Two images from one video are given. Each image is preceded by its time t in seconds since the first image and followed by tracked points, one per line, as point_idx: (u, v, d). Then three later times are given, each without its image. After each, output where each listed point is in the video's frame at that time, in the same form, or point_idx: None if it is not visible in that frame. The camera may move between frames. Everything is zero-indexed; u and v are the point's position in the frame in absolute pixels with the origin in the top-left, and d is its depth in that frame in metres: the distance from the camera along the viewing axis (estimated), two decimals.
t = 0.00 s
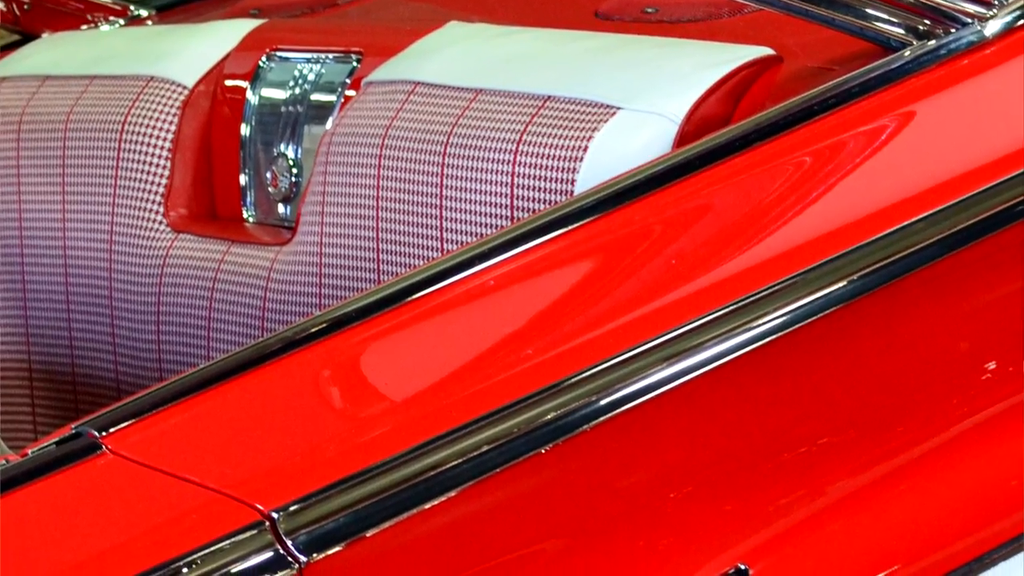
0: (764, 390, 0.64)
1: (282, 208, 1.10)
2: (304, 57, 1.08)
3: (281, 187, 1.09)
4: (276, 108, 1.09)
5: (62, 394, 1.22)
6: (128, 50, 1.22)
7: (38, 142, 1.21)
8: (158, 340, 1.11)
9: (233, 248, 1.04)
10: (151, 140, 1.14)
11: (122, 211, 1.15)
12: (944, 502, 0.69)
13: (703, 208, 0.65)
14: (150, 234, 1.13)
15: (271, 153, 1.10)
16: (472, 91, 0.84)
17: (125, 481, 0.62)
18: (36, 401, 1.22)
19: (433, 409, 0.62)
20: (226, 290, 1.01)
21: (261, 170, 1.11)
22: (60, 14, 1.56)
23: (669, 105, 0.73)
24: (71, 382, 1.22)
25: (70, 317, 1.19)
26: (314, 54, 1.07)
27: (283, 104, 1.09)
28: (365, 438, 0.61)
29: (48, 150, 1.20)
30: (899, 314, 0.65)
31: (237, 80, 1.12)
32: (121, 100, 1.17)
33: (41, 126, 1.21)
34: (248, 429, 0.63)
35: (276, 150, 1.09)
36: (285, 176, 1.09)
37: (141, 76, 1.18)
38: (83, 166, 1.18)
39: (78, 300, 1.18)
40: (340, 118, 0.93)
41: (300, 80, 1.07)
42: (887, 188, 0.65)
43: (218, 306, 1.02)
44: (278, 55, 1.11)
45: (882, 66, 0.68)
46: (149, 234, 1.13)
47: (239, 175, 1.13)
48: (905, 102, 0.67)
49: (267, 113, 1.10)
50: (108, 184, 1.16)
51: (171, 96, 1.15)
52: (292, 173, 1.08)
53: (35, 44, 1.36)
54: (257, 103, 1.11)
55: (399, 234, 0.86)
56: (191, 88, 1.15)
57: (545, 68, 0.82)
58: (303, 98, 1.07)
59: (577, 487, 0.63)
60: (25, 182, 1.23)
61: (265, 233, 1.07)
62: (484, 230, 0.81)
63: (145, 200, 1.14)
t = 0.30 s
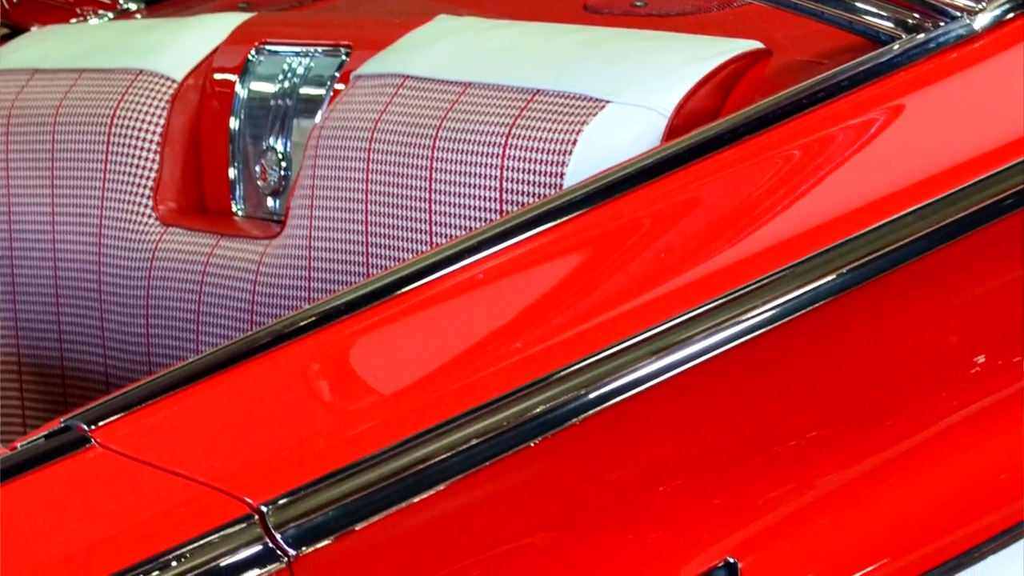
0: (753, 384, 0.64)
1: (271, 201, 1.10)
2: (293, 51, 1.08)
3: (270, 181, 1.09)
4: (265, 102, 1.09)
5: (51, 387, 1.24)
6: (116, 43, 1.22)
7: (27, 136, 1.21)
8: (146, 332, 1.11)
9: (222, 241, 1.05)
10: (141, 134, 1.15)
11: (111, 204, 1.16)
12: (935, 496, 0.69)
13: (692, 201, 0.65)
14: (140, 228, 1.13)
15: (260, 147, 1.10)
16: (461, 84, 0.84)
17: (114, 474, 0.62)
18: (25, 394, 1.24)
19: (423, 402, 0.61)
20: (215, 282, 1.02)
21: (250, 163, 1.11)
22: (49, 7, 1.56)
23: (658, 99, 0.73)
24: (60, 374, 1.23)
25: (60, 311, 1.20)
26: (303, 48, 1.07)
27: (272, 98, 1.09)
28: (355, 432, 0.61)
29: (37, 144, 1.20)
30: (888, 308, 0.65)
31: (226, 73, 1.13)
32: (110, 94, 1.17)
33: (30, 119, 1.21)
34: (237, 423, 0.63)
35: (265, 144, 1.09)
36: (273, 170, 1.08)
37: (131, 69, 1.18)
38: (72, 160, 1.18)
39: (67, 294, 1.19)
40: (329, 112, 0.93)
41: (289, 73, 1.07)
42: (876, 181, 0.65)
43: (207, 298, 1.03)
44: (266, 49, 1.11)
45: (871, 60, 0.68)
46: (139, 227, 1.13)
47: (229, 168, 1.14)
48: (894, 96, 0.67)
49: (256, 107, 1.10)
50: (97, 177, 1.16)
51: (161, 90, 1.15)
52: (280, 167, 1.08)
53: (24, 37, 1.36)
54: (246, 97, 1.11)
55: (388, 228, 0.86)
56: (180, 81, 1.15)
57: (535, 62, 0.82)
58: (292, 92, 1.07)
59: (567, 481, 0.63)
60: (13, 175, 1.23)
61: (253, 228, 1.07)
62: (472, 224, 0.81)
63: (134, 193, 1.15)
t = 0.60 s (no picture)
0: (741, 377, 0.64)
1: (260, 194, 1.10)
2: (282, 45, 1.08)
3: (259, 175, 1.09)
4: (253, 96, 1.09)
5: (40, 381, 1.23)
6: (105, 37, 1.23)
7: (17, 129, 1.22)
8: (135, 324, 1.11)
9: (211, 236, 1.05)
10: (130, 127, 1.15)
11: (100, 198, 1.16)
12: (924, 489, 0.69)
13: (681, 194, 0.65)
14: (129, 223, 1.13)
15: (249, 140, 1.10)
16: (450, 78, 0.84)
17: (103, 467, 0.62)
18: (15, 389, 1.25)
19: (412, 396, 0.61)
20: (204, 277, 1.03)
21: (238, 157, 1.11)
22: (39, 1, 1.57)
23: (647, 93, 0.73)
24: (49, 369, 1.23)
25: (49, 305, 1.20)
26: (291, 42, 1.07)
27: (261, 92, 1.09)
28: (344, 425, 0.60)
29: (25, 138, 1.21)
30: (877, 301, 0.65)
31: (215, 67, 1.13)
32: (99, 87, 1.17)
33: (20, 113, 1.22)
34: (226, 417, 0.63)
35: (254, 138, 1.09)
36: (263, 164, 1.09)
37: (119, 62, 1.18)
38: (60, 154, 1.18)
39: (56, 287, 1.19)
40: (319, 105, 0.93)
41: (278, 67, 1.08)
42: (865, 175, 0.65)
43: (195, 292, 1.03)
44: (255, 42, 1.12)
45: (860, 53, 0.69)
46: (128, 223, 1.13)
47: (217, 162, 1.14)
48: (883, 90, 0.67)
49: (245, 100, 1.11)
50: (85, 171, 1.16)
51: (150, 83, 1.15)
52: (269, 161, 1.08)
53: (14, 32, 1.36)
54: (235, 90, 1.12)
55: (377, 221, 0.86)
56: (168, 75, 1.15)
57: (523, 55, 0.82)
58: (281, 86, 1.07)
59: (556, 474, 0.63)
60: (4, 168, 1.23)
61: (242, 221, 1.08)
62: (461, 217, 0.81)
63: (123, 186, 1.15)
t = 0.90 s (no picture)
0: (730, 371, 0.64)
1: (249, 187, 1.12)
2: (271, 38, 1.09)
3: (248, 168, 1.11)
4: (242, 89, 1.11)
5: (28, 374, 1.23)
6: (94, 30, 1.23)
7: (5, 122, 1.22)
8: (124, 312, 1.12)
9: (200, 228, 1.06)
10: (119, 120, 1.16)
11: (89, 190, 1.16)
12: (914, 482, 0.69)
13: (670, 188, 0.65)
14: (118, 215, 1.14)
15: (238, 134, 1.12)
16: (440, 71, 0.84)
17: (92, 461, 0.62)
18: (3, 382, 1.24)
19: (401, 389, 0.61)
20: (193, 269, 1.03)
21: (228, 151, 1.14)
22: None
23: (636, 86, 0.73)
24: (37, 361, 1.23)
25: (38, 297, 1.20)
26: (280, 35, 1.09)
27: (249, 85, 1.11)
28: (333, 419, 0.60)
29: (14, 131, 1.21)
30: (867, 295, 0.65)
31: (204, 60, 1.15)
32: (88, 81, 1.17)
33: (8, 107, 1.22)
34: (215, 411, 0.63)
35: (243, 131, 1.11)
36: (251, 157, 1.11)
37: (108, 56, 1.19)
38: (50, 146, 1.18)
39: (44, 280, 1.19)
40: (308, 98, 0.93)
41: (267, 60, 1.09)
42: (854, 168, 0.64)
43: (185, 285, 1.04)
44: (244, 36, 1.13)
45: (849, 47, 0.69)
46: (117, 214, 1.14)
47: (207, 155, 1.16)
48: (873, 83, 0.67)
49: (234, 94, 1.12)
50: (74, 163, 1.16)
51: (138, 76, 1.16)
52: (258, 154, 1.10)
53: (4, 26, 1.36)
54: (224, 84, 1.13)
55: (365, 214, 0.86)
56: (158, 68, 1.16)
57: (512, 48, 0.82)
58: (270, 78, 1.09)
59: (545, 468, 0.63)
60: None
61: (231, 214, 1.09)
62: (449, 210, 0.81)
63: (112, 179, 1.16)
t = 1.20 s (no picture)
0: (720, 364, 0.64)
1: (238, 181, 1.12)
2: (260, 31, 1.10)
3: (237, 161, 1.11)
4: (231, 83, 1.12)
5: (16, 370, 1.22)
6: (83, 24, 1.23)
7: None
8: (114, 309, 1.11)
9: (189, 222, 1.06)
10: (108, 114, 1.16)
11: (78, 183, 1.16)
12: (904, 476, 0.69)
13: (659, 181, 0.65)
14: (107, 208, 1.14)
15: (227, 127, 1.12)
16: (429, 65, 0.85)
17: (81, 454, 0.62)
18: None
19: (390, 382, 0.61)
20: (182, 263, 1.03)
21: (216, 144, 1.13)
22: None
23: (625, 80, 0.73)
24: (25, 355, 1.21)
25: (27, 291, 1.20)
26: (269, 29, 1.10)
27: (238, 79, 1.11)
28: (322, 413, 0.60)
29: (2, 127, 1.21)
30: (856, 289, 0.65)
31: (193, 54, 1.16)
32: (76, 75, 1.18)
33: None
34: (204, 404, 0.63)
35: (232, 125, 1.12)
36: (240, 150, 1.11)
37: (97, 49, 1.20)
38: (39, 139, 1.18)
39: (33, 273, 1.19)
40: (297, 92, 0.93)
41: (256, 54, 1.10)
42: (843, 161, 0.64)
43: (174, 280, 1.04)
44: (233, 29, 1.14)
45: (838, 40, 0.68)
46: (106, 207, 1.14)
47: (195, 149, 1.16)
48: (862, 77, 0.67)
49: (223, 87, 1.13)
50: (63, 157, 1.17)
51: (128, 70, 1.17)
52: (247, 147, 1.10)
53: None
54: (213, 78, 1.14)
55: (354, 208, 0.86)
56: (146, 62, 1.17)
57: (502, 42, 0.82)
58: (259, 72, 1.09)
59: (534, 461, 0.63)
60: None
61: (221, 208, 1.10)
62: (438, 204, 0.81)
63: (101, 172, 1.15)
